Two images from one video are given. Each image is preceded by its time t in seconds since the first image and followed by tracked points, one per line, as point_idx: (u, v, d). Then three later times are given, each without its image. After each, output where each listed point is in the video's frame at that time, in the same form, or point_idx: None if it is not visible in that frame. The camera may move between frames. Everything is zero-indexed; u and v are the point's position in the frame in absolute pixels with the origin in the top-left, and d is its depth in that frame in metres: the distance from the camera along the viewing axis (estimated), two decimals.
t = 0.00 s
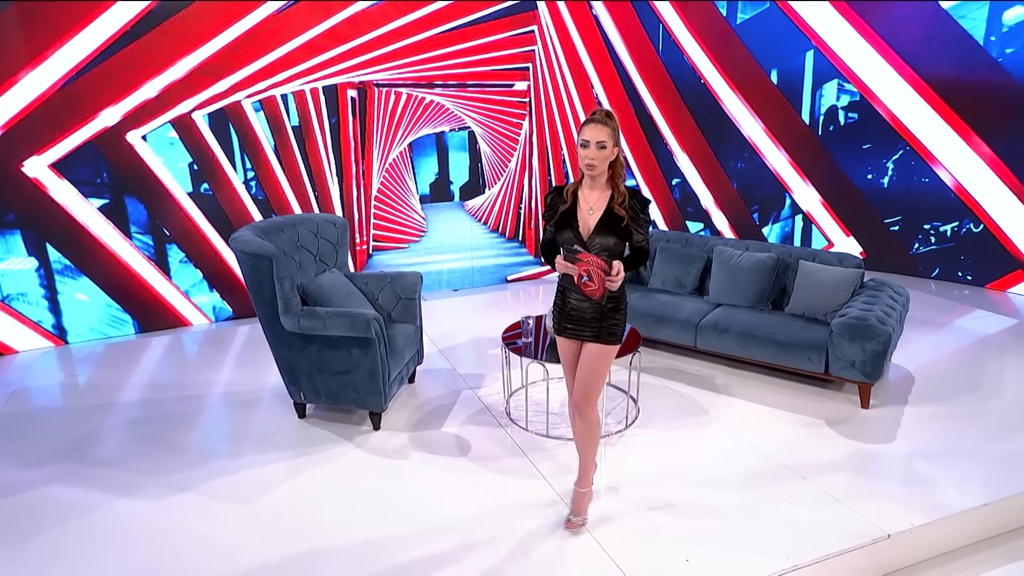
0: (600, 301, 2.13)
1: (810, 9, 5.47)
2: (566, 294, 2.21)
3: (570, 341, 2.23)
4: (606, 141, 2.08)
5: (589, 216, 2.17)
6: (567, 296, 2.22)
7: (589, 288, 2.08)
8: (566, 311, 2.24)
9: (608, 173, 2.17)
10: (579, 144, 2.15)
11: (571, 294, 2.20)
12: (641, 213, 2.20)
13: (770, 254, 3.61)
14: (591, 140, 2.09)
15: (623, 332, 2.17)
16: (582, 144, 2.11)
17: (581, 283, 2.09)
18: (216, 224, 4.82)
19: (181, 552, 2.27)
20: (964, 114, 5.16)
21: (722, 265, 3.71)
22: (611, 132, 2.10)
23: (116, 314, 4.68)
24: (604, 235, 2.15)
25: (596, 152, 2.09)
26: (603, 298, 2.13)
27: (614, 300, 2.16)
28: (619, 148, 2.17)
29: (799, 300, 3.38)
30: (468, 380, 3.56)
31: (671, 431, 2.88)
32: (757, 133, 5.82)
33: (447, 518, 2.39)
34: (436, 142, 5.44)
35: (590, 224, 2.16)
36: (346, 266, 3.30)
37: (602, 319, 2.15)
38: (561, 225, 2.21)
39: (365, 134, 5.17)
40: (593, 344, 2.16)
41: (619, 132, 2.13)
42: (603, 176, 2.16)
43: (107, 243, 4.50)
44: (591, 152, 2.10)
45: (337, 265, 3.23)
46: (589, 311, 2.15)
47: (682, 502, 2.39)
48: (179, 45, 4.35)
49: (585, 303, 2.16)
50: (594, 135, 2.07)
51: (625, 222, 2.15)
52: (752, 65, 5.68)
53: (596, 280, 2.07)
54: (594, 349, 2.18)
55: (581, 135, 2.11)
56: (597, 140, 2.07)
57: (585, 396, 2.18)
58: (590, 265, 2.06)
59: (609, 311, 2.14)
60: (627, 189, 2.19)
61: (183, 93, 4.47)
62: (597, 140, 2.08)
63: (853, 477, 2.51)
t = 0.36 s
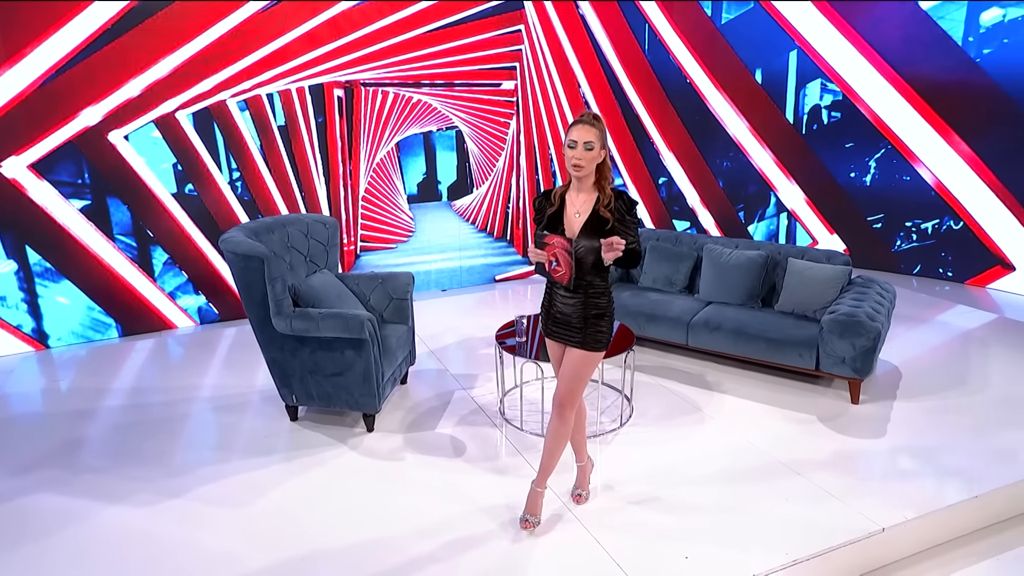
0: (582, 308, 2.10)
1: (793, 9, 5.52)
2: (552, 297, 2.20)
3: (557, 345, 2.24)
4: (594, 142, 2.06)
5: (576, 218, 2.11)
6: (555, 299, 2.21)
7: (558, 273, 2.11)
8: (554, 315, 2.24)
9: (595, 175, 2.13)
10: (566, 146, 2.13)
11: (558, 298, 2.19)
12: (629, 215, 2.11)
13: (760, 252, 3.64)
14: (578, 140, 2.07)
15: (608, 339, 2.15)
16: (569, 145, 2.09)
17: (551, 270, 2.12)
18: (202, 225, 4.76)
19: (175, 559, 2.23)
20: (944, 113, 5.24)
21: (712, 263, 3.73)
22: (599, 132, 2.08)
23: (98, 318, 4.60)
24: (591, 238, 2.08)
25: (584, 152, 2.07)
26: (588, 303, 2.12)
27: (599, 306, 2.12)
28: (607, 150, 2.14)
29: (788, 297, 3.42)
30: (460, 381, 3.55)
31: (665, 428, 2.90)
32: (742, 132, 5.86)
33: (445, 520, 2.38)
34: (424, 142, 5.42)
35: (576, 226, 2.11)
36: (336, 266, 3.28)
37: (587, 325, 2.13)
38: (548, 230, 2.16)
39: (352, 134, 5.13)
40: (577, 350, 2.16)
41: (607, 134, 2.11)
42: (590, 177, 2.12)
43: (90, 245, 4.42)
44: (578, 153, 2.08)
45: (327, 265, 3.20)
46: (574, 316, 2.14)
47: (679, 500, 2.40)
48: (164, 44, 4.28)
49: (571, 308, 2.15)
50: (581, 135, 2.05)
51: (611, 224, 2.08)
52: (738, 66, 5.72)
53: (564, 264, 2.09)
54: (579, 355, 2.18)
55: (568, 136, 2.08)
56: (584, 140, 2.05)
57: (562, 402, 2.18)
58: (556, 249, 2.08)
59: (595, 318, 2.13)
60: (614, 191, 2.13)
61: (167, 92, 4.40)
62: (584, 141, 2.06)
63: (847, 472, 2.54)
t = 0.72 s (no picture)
0: (559, 316, 2.10)
1: (777, 9, 5.59)
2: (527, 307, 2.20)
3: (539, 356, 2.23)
4: (577, 145, 2.06)
5: (552, 222, 2.11)
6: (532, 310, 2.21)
7: (540, 293, 2.11)
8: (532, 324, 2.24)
9: (574, 179, 2.13)
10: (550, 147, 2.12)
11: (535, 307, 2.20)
12: (606, 223, 2.12)
13: (751, 250, 3.67)
14: (561, 142, 2.06)
15: (588, 346, 2.14)
16: (552, 146, 2.08)
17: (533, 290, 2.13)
18: (188, 225, 4.69)
19: (172, 567, 2.22)
20: (926, 113, 5.31)
21: (704, 262, 3.76)
22: (582, 136, 2.08)
23: (82, 321, 4.52)
24: (565, 243, 2.08)
25: (567, 155, 2.06)
26: (563, 312, 2.11)
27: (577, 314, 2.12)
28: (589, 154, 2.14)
29: (779, 294, 3.45)
30: (455, 381, 3.55)
31: (660, 426, 2.92)
32: (728, 131, 5.89)
33: (445, 521, 2.38)
34: (413, 141, 5.38)
35: (552, 230, 2.11)
36: (328, 267, 3.25)
37: (566, 332, 2.12)
38: (524, 232, 2.15)
39: (340, 134, 5.09)
40: (558, 357, 2.15)
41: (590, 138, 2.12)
42: (569, 182, 2.12)
43: (73, 247, 4.34)
44: (560, 155, 2.07)
45: (319, 266, 3.17)
46: (551, 325, 2.13)
47: (677, 498, 2.43)
48: (149, 43, 4.21)
49: (546, 318, 2.14)
50: (565, 137, 2.05)
51: (587, 230, 2.09)
52: (724, 65, 5.76)
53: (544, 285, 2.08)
54: (561, 363, 2.17)
55: (552, 137, 2.08)
56: (567, 143, 2.05)
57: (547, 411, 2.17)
58: (535, 270, 2.08)
59: (572, 325, 2.12)
60: (592, 198, 2.13)
61: (151, 91, 4.32)
62: (568, 143, 2.06)
63: (841, 468, 2.58)
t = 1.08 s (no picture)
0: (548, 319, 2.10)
1: (774, 9, 5.57)
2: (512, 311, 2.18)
3: (526, 364, 2.21)
4: (568, 143, 2.06)
5: (538, 224, 2.09)
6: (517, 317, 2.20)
7: (517, 269, 2.04)
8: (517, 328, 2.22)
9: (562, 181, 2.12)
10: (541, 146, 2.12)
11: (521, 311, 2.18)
12: (594, 227, 2.11)
13: (751, 249, 3.68)
14: (552, 140, 2.06)
15: (576, 350, 2.14)
16: (542, 143, 2.08)
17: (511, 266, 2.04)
18: (185, 226, 4.66)
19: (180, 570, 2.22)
20: (920, 112, 5.35)
21: (704, 260, 3.77)
22: (572, 135, 2.08)
23: (79, 322, 4.48)
24: (552, 246, 2.07)
25: (557, 153, 2.06)
26: (551, 316, 2.11)
27: (564, 318, 2.12)
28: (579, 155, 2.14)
29: (779, 293, 3.47)
30: (457, 381, 3.56)
31: (664, 425, 2.94)
32: (724, 130, 5.91)
33: (453, 522, 2.39)
34: (410, 141, 5.37)
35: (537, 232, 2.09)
36: (329, 267, 3.23)
37: (554, 338, 2.12)
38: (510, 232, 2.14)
39: (338, 133, 5.07)
40: (547, 363, 2.15)
41: (580, 138, 2.12)
42: (556, 184, 2.11)
43: (69, 248, 4.30)
44: (550, 153, 2.07)
45: (320, 266, 3.15)
46: (540, 330, 2.13)
47: (684, 497, 2.44)
48: (143, 41, 4.16)
49: (534, 323, 2.14)
50: (555, 134, 2.05)
51: (574, 234, 2.08)
52: (719, 64, 5.77)
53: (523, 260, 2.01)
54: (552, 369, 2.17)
55: (543, 134, 2.08)
56: (558, 140, 2.05)
57: (545, 416, 2.19)
58: (516, 242, 2.01)
59: (560, 329, 2.12)
60: (580, 201, 2.13)
61: (147, 90, 4.28)
62: (558, 141, 2.05)
63: (845, 465, 2.60)
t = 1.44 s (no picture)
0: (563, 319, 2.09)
1: (775, 9, 5.58)
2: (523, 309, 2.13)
3: (529, 363, 2.16)
4: (568, 143, 2.04)
5: (553, 225, 2.11)
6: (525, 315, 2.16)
7: (532, 307, 2.09)
8: (524, 328, 2.17)
9: (570, 179, 2.12)
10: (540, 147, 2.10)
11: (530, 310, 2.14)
12: (608, 224, 2.16)
13: (756, 248, 3.69)
14: (551, 141, 2.03)
15: (586, 349, 2.16)
16: (542, 146, 2.06)
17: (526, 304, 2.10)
18: (187, 226, 4.64)
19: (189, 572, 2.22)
20: (920, 111, 5.36)
21: (709, 259, 3.77)
22: (572, 132, 2.06)
23: (80, 322, 4.45)
24: (569, 247, 2.10)
25: (558, 155, 2.05)
26: (566, 316, 2.11)
27: (576, 317, 2.12)
28: (581, 150, 2.12)
29: (785, 291, 3.48)
30: (463, 380, 3.57)
31: (671, 424, 2.95)
32: (725, 129, 5.91)
33: (463, 522, 2.39)
34: (412, 140, 5.37)
35: (554, 235, 2.12)
36: (335, 266, 3.22)
37: (567, 337, 2.11)
38: (522, 234, 2.15)
39: (340, 133, 5.07)
40: (557, 362, 2.13)
41: (580, 133, 2.09)
42: (564, 182, 2.11)
43: (71, 248, 4.28)
44: (551, 155, 2.06)
45: (326, 265, 3.14)
46: (552, 329, 2.11)
47: (693, 495, 2.45)
48: (145, 40, 4.14)
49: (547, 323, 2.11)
50: (554, 136, 2.02)
51: (590, 232, 2.12)
52: (720, 63, 5.77)
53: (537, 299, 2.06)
54: (563, 368, 2.14)
55: (541, 137, 2.06)
56: (557, 141, 2.02)
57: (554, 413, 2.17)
58: (528, 283, 2.06)
59: (573, 328, 2.12)
60: (591, 197, 2.16)
61: (149, 89, 4.27)
62: (557, 142, 2.03)
63: (853, 464, 2.61)
